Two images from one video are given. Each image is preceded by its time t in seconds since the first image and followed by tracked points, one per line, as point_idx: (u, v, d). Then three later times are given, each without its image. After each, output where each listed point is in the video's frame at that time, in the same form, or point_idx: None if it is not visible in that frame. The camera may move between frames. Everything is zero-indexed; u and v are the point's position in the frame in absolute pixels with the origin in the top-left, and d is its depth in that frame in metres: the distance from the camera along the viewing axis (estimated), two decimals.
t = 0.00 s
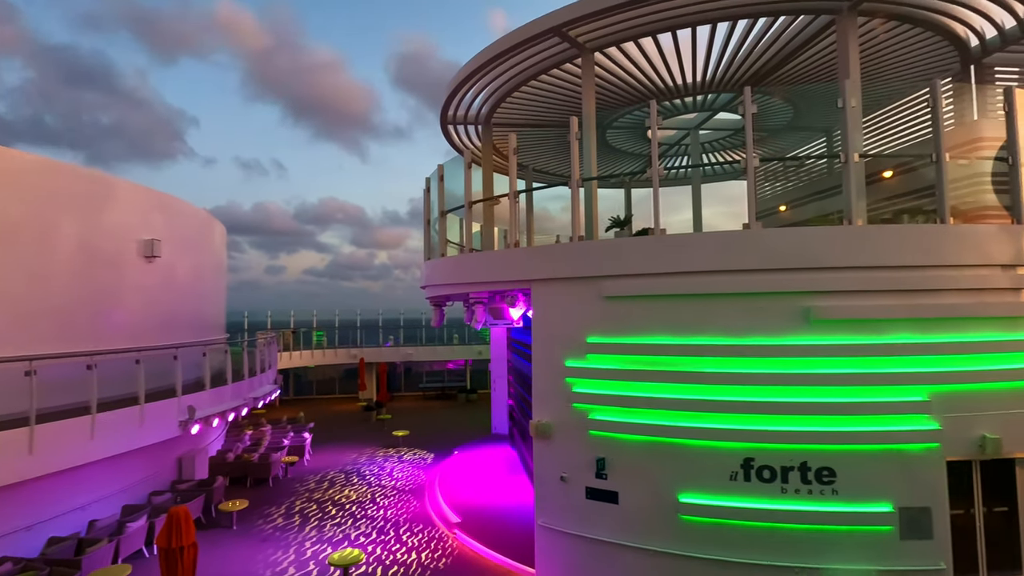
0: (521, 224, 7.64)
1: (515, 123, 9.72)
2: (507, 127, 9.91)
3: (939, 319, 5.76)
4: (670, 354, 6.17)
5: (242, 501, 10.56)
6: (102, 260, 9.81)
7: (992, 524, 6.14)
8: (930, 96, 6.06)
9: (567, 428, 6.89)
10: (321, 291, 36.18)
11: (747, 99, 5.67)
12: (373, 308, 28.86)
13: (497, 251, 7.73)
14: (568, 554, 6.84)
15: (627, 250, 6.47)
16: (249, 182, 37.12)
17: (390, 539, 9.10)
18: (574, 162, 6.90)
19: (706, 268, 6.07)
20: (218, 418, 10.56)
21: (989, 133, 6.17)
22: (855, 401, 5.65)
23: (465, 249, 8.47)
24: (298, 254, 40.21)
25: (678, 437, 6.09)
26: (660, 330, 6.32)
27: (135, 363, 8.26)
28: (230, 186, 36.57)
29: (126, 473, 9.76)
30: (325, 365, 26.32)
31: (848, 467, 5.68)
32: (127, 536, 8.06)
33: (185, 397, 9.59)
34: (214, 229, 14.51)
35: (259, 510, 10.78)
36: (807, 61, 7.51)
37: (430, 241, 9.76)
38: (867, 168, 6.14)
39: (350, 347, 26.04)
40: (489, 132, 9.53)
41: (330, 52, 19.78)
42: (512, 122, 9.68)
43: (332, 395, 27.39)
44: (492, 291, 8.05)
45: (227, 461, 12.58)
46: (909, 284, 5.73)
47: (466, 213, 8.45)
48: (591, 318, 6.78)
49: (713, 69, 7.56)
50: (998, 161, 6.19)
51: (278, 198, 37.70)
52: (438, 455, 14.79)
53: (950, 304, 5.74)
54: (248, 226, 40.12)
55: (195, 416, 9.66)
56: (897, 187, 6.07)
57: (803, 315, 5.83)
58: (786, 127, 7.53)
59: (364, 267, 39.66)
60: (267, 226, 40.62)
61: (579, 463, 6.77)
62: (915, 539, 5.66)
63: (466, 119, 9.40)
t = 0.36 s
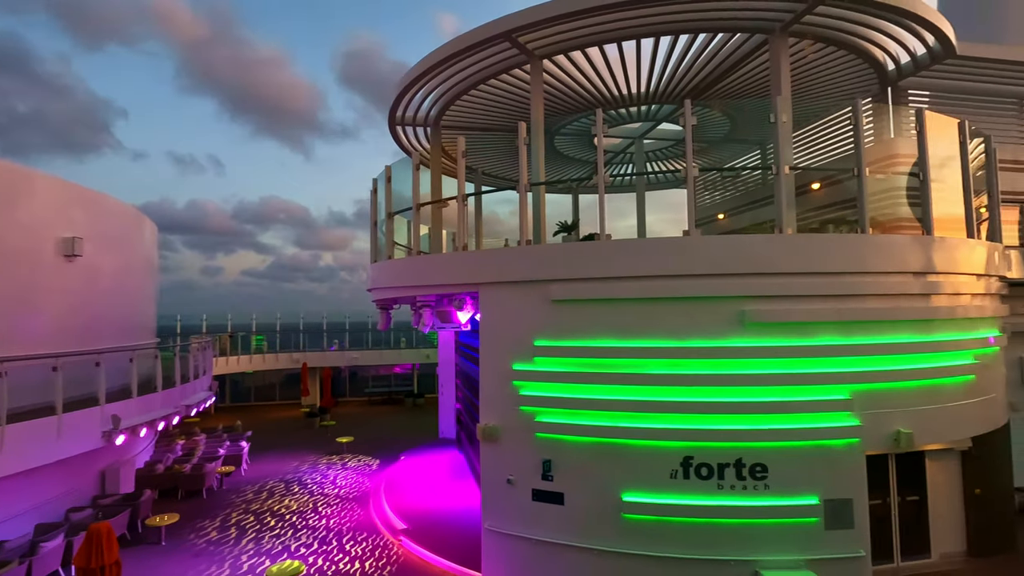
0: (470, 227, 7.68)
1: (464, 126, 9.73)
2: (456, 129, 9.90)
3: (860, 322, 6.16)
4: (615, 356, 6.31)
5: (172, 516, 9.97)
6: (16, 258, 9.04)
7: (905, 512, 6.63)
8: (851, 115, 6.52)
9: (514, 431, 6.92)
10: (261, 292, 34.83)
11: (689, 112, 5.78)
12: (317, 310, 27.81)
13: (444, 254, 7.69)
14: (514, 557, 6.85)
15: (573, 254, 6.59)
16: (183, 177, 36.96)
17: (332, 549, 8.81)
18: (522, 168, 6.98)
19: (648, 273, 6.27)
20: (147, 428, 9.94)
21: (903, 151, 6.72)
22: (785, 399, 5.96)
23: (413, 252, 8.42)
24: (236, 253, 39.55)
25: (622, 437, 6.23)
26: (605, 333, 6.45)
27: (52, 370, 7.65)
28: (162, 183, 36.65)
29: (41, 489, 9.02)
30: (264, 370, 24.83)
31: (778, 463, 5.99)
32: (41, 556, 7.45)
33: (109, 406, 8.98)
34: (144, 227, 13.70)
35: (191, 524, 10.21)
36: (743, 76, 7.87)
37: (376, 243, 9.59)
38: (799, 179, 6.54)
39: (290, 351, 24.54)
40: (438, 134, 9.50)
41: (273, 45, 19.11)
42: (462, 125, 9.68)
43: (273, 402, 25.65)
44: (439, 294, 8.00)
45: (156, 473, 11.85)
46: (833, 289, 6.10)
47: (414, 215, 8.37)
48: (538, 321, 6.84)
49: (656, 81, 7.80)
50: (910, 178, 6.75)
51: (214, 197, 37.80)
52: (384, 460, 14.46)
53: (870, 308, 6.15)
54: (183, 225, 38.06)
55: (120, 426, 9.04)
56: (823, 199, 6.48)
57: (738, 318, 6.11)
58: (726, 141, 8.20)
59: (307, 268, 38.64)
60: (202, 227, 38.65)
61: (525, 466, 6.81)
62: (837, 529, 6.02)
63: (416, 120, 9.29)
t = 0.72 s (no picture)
0: (417, 228, 7.61)
1: (412, 126, 9.64)
2: (404, 129, 9.79)
3: (790, 324, 6.51)
4: (561, 357, 6.39)
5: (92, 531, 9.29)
6: None
7: (829, 502, 7.04)
8: (784, 128, 6.90)
9: (460, 433, 6.87)
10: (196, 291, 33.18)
11: (634, 118, 5.88)
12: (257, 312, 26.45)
13: (390, 255, 7.57)
14: (459, 560, 6.80)
15: (520, 256, 6.63)
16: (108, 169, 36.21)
17: (270, 559, 8.45)
18: (471, 170, 6.95)
19: (593, 276, 6.40)
20: (64, 437, 9.22)
21: (830, 163, 7.16)
22: (721, 398, 6.22)
23: (358, 252, 8.24)
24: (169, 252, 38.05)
25: (567, 438, 6.31)
26: (552, 335, 6.53)
27: None
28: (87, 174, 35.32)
29: None
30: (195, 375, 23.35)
31: (714, 459, 6.23)
32: None
33: (20, 414, 8.27)
34: (62, 221, 12.74)
35: (114, 540, 9.54)
36: (685, 87, 8.16)
37: (319, 242, 9.34)
38: (735, 188, 6.80)
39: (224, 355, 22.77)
40: (385, 133, 9.37)
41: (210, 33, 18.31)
42: (410, 124, 9.58)
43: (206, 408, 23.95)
44: (384, 295, 7.87)
45: (75, 486, 11.01)
46: (766, 293, 6.43)
47: (359, 214, 8.20)
48: (485, 323, 6.83)
49: (603, 87, 7.99)
50: (835, 189, 7.18)
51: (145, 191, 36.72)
52: (327, 465, 13.99)
53: (798, 310, 6.52)
54: (109, 220, 36.55)
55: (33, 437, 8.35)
56: (758, 207, 6.77)
57: (677, 320, 6.34)
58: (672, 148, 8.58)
59: (246, 267, 39.11)
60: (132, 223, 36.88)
61: (471, 468, 6.77)
62: (767, 521, 6.32)
63: (363, 118, 9.10)
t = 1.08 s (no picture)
0: (364, 226, 7.49)
1: (361, 122, 9.48)
2: (352, 125, 9.61)
3: (726, 324, 6.80)
4: (508, 357, 6.40)
5: None
6: None
7: (762, 495, 7.39)
8: (723, 138, 7.20)
9: (406, 434, 6.78)
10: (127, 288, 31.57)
11: (581, 121, 5.94)
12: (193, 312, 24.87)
13: (336, 254, 7.37)
14: (404, 563, 6.70)
15: (467, 256, 6.61)
16: (28, 157, 35.28)
17: (202, 570, 8.04)
18: (420, 169, 6.85)
19: (539, 276, 6.46)
20: None
21: (765, 172, 7.52)
22: (661, 396, 6.43)
23: (301, 250, 7.95)
24: (90, 246, 39.97)
25: (513, 437, 6.34)
26: (500, 335, 6.53)
27: None
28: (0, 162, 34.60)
29: None
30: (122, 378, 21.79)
31: (655, 455, 6.41)
32: None
33: None
34: None
35: (27, 557, 8.83)
36: (631, 94, 8.39)
37: (260, 239, 8.99)
38: (679, 194, 7.12)
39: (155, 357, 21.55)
40: (332, 129, 9.16)
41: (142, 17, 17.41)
42: (358, 120, 9.38)
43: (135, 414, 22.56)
44: (328, 294, 7.63)
45: None
46: (706, 295, 6.69)
47: (303, 211, 7.94)
48: (432, 323, 6.76)
49: (552, 90, 8.09)
50: (769, 197, 7.55)
51: (67, 181, 35.68)
52: (267, 471, 13.44)
53: (734, 311, 6.80)
54: (27, 211, 36.81)
55: None
56: (699, 212, 7.08)
57: (622, 320, 6.49)
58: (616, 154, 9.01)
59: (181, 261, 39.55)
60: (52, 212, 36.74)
61: (417, 470, 6.69)
62: (705, 514, 6.56)
63: (309, 112, 8.84)
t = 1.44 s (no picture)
0: (310, 221, 7.24)
1: (306, 113, 9.20)
2: (297, 117, 9.31)
3: (669, 323, 7.02)
4: (457, 356, 6.37)
5: None
6: None
7: (701, 486, 7.68)
8: (667, 142, 7.43)
9: (351, 435, 6.62)
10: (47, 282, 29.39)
11: (531, 121, 5.96)
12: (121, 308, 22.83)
13: (278, 249, 7.10)
14: (348, 566, 6.55)
15: (416, 252, 6.52)
16: None
17: None
18: (368, 164, 6.71)
19: (487, 274, 6.47)
20: None
21: (707, 176, 7.80)
22: (607, 393, 6.56)
23: (241, 245, 7.64)
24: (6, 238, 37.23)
25: (463, 435, 6.31)
26: (448, 333, 6.48)
27: None
28: None
29: None
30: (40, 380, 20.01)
31: (600, 451, 6.55)
32: None
33: None
34: None
35: None
36: (580, 97, 8.52)
37: (196, 233, 8.57)
38: (625, 195, 7.33)
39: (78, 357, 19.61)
40: (275, 120, 8.85)
41: None
42: (303, 111, 9.09)
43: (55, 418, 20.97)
44: (269, 291, 7.36)
45: None
46: (650, 294, 6.89)
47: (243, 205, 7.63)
48: (379, 321, 6.63)
49: (505, 88, 8.12)
50: (711, 200, 7.84)
51: None
52: (204, 475, 12.81)
53: (677, 310, 7.04)
54: None
55: None
56: (644, 214, 7.30)
57: (569, 319, 6.58)
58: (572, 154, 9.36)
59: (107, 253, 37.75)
60: None
61: (363, 471, 6.56)
62: (648, 507, 6.75)
63: (250, 102, 8.49)
